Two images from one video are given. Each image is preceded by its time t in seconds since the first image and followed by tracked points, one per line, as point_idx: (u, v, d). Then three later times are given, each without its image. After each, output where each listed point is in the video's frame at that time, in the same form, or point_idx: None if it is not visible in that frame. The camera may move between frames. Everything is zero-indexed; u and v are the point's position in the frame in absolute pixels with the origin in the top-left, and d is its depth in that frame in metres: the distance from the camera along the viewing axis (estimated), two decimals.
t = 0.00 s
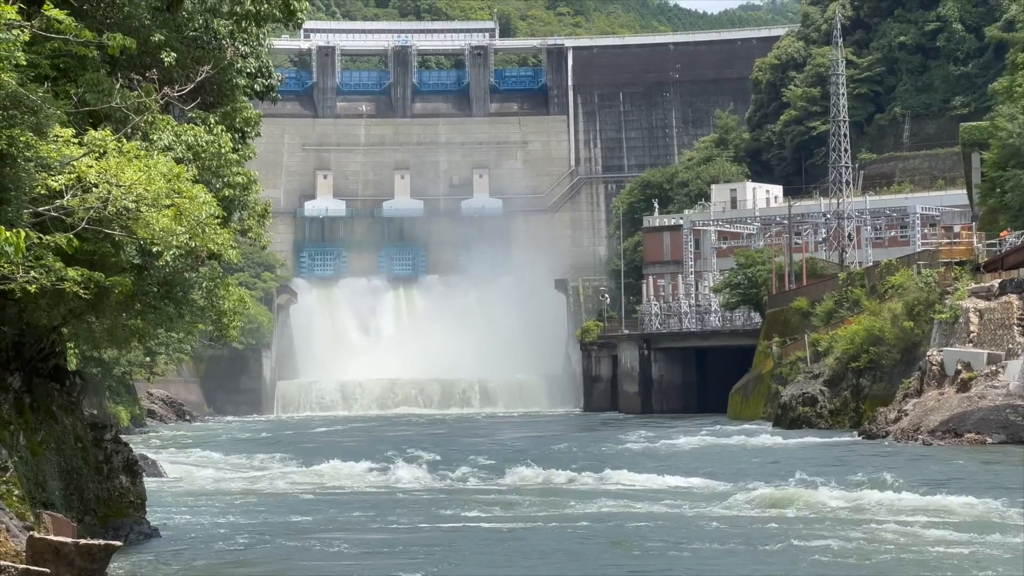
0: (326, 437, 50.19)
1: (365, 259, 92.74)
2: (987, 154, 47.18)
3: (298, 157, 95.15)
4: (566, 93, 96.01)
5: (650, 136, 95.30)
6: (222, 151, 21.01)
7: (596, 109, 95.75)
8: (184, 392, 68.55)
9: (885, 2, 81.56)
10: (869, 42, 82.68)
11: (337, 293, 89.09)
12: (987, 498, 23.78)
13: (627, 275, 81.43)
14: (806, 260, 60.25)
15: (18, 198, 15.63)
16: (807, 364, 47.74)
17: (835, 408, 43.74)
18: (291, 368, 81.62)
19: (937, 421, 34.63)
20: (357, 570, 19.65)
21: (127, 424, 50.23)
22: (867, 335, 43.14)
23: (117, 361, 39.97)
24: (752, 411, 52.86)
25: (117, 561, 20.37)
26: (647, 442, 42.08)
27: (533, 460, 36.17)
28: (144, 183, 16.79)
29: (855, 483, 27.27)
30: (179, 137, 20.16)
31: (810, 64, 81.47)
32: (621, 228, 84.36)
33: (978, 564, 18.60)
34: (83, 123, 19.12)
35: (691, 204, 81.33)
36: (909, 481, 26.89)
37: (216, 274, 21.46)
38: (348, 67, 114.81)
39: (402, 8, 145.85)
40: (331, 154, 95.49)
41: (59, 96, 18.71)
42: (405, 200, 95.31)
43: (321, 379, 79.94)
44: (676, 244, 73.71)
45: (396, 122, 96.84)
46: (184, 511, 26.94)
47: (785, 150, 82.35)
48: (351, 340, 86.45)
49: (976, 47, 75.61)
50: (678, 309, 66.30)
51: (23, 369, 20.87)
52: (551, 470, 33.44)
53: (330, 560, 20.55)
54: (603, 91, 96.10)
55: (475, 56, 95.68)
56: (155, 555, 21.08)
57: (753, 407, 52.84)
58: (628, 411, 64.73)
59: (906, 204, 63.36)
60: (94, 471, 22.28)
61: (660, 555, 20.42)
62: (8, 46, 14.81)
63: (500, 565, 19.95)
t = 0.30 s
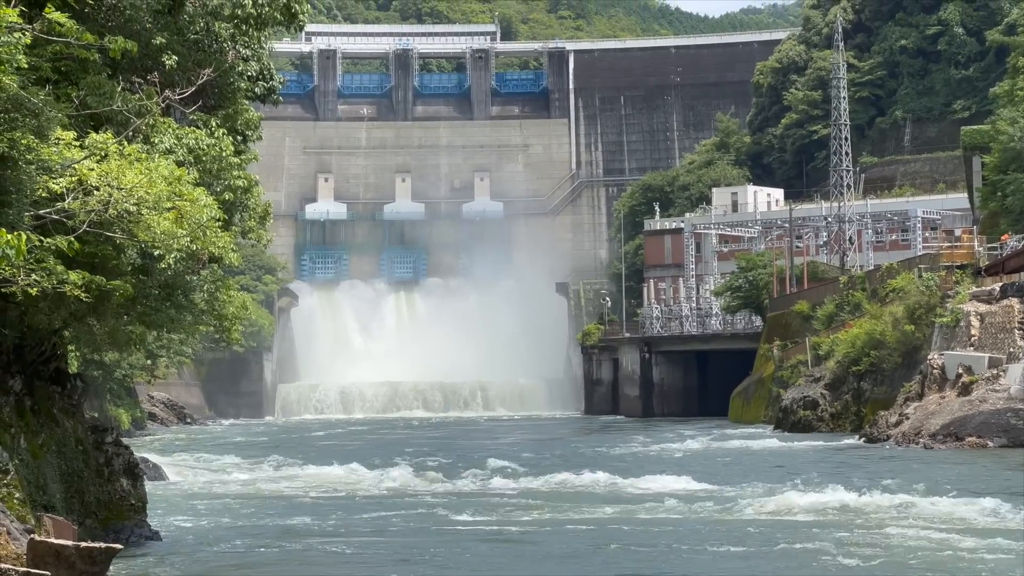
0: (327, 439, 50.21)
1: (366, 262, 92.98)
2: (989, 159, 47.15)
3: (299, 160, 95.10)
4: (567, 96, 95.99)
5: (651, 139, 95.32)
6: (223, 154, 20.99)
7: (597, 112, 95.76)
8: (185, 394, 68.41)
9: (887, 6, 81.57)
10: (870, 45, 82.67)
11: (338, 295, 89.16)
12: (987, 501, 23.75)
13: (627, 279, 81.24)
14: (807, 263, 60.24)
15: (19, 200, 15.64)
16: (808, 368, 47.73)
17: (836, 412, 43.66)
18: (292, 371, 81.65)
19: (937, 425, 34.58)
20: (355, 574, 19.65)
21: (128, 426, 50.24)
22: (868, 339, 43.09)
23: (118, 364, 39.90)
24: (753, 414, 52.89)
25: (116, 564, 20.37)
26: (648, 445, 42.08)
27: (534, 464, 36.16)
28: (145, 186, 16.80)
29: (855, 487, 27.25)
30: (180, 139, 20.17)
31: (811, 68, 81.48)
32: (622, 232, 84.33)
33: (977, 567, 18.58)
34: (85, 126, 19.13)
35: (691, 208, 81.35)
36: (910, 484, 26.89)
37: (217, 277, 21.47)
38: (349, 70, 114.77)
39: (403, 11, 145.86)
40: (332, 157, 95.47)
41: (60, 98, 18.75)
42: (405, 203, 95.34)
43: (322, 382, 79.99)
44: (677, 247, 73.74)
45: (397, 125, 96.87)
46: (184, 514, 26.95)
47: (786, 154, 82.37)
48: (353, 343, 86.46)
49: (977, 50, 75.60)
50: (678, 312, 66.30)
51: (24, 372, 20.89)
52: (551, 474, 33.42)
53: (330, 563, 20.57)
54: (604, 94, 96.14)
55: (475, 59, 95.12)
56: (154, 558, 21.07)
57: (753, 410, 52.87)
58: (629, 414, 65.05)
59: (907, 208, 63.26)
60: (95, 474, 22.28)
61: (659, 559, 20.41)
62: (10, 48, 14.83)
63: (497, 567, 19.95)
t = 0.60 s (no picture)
0: (327, 443, 50.25)
1: (367, 266, 93.16)
2: (989, 162, 47.13)
3: (300, 164, 95.12)
4: (568, 100, 95.94)
5: (652, 143, 95.43)
6: (225, 157, 20.97)
7: (598, 116, 95.58)
8: (185, 398, 68.29)
9: (888, 9, 81.63)
10: (871, 49, 82.68)
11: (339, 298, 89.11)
12: (988, 505, 23.75)
13: (628, 282, 81.28)
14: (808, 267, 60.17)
15: (20, 204, 15.67)
16: (808, 371, 47.72)
17: (837, 416, 43.68)
18: (293, 374, 81.59)
19: (938, 428, 34.56)
20: None
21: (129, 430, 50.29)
22: (869, 342, 43.14)
23: (119, 367, 39.87)
24: (753, 418, 52.90)
25: (117, 567, 20.37)
26: (648, 449, 42.05)
27: (534, 467, 36.16)
28: (145, 189, 16.84)
29: (856, 491, 27.21)
30: (181, 143, 20.20)
31: (812, 71, 81.48)
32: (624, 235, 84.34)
33: (978, 570, 18.56)
34: (85, 129, 19.17)
35: (693, 211, 81.43)
36: (910, 488, 26.90)
37: (217, 280, 21.45)
38: (350, 73, 114.84)
39: (404, 14, 146.09)
40: (333, 160, 95.39)
41: (60, 102, 18.80)
42: (405, 205, 94.43)
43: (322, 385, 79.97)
44: (678, 251, 73.72)
45: (398, 128, 96.83)
46: (185, 518, 26.96)
47: (786, 157, 82.46)
48: (353, 346, 86.40)
49: (978, 54, 75.63)
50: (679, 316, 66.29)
51: (25, 375, 20.89)
52: (552, 477, 33.41)
53: (332, 566, 20.60)
54: (606, 98, 95.96)
55: (477, 62, 95.10)
56: (154, 561, 21.06)
57: (754, 414, 52.80)
58: (629, 418, 64.15)
59: (907, 212, 63.24)
60: (95, 478, 22.27)
61: (661, 562, 20.42)
62: (11, 51, 14.86)
63: (496, 571, 19.97)
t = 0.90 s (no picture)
0: (327, 445, 50.28)
1: (368, 269, 93.05)
2: (990, 166, 47.10)
3: (301, 167, 95.19)
4: (570, 103, 96.15)
5: (653, 146, 95.46)
6: (226, 160, 20.99)
7: (599, 119, 95.67)
8: (186, 401, 68.38)
9: (889, 12, 81.64)
10: (872, 52, 82.66)
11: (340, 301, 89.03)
12: (989, 507, 23.81)
13: (630, 285, 81.48)
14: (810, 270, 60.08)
15: (21, 207, 15.68)
16: (810, 374, 47.66)
17: (837, 419, 43.66)
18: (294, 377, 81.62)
19: (940, 432, 34.53)
20: None
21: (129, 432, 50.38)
22: (870, 346, 43.09)
23: (120, 370, 39.88)
24: (754, 421, 52.86)
25: (118, 570, 20.37)
26: (650, 452, 42.06)
27: (535, 470, 36.18)
28: (147, 193, 16.86)
29: (858, 494, 27.20)
30: (182, 146, 20.19)
31: (814, 74, 81.47)
32: (625, 238, 84.38)
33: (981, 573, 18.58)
34: (86, 133, 19.18)
35: (693, 214, 81.46)
36: (911, 491, 26.90)
37: (218, 283, 21.44)
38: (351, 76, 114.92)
39: (405, 17, 146.26)
40: (334, 163, 95.46)
41: (62, 105, 18.81)
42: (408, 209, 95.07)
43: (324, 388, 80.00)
44: (679, 254, 73.67)
45: (400, 131, 96.81)
46: (187, 520, 26.94)
47: (787, 161, 82.46)
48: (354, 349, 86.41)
49: (980, 58, 75.78)
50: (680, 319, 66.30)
51: (26, 378, 20.89)
52: (553, 480, 33.40)
53: (333, 569, 20.60)
54: (607, 101, 96.01)
55: (479, 65, 95.33)
56: (156, 563, 21.07)
57: (755, 417, 52.72)
58: (631, 421, 64.84)
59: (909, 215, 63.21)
60: (96, 480, 22.28)
61: (664, 565, 20.42)
62: (13, 54, 14.88)
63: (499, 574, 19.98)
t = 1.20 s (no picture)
0: (326, 448, 50.28)
1: (371, 272, 92.72)
2: (991, 169, 47.10)
3: (302, 170, 95.27)
4: (571, 106, 96.15)
5: (654, 149, 95.55)
6: (226, 163, 21.00)
7: (600, 122, 95.81)
8: (187, 404, 68.45)
9: (890, 16, 81.67)
10: (873, 55, 82.65)
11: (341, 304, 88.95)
12: (989, 510, 23.82)
13: (630, 289, 81.69)
14: (810, 273, 60.09)
15: (23, 210, 15.66)
16: (811, 378, 47.63)
17: (839, 422, 43.66)
18: (295, 379, 81.69)
19: (941, 435, 34.52)
20: None
21: (130, 435, 50.40)
22: (871, 349, 43.07)
23: (121, 373, 39.96)
24: (755, 425, 52.84)
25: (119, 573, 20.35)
26: (651, 455, 42.06)
27: (535, 473, 36.17)
28: (148, 196, 16.88)
29: (860, 497, 27.16)
30: (184, 149, 20.16)
31: (815, 77, 81.47)
32: (625, 241, 84.39)
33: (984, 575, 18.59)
34: (87, 136, 19.18)
35: (694, 217, 81.49)
36: (912, 495, 26.89)
37: (218, 285, 21.44)
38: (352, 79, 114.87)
39: (406, 20, 146.41)
40: (335, 166, 95.56)
41: (62, 108, 18.78)
42: (410, 213, 95.21)
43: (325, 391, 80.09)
44: (680, 257, 73.66)
45: (400, 134, 96.85)
46: (188, 523, 26.92)
47: (788, 163, 82.45)
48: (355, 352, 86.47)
49: (981, 61, 75.90)
50: (681, 323, 66.29)
51: (26, 381, 20.90)
52: (555, 483, 33.40)
53: (334, 572, 20.57)
54: (608, 104, 96.19)
55: (480, 69, 95.43)
56: (156, 566, 21.06)
57: (757, 421, 52.66)
58: (632, 423, 64.83)
59: (909, 218, 63.20)
60: (97, 483, 22.28)
61: (666, 569, 20.42)
62: (15, 58, 14.86)
63: None
